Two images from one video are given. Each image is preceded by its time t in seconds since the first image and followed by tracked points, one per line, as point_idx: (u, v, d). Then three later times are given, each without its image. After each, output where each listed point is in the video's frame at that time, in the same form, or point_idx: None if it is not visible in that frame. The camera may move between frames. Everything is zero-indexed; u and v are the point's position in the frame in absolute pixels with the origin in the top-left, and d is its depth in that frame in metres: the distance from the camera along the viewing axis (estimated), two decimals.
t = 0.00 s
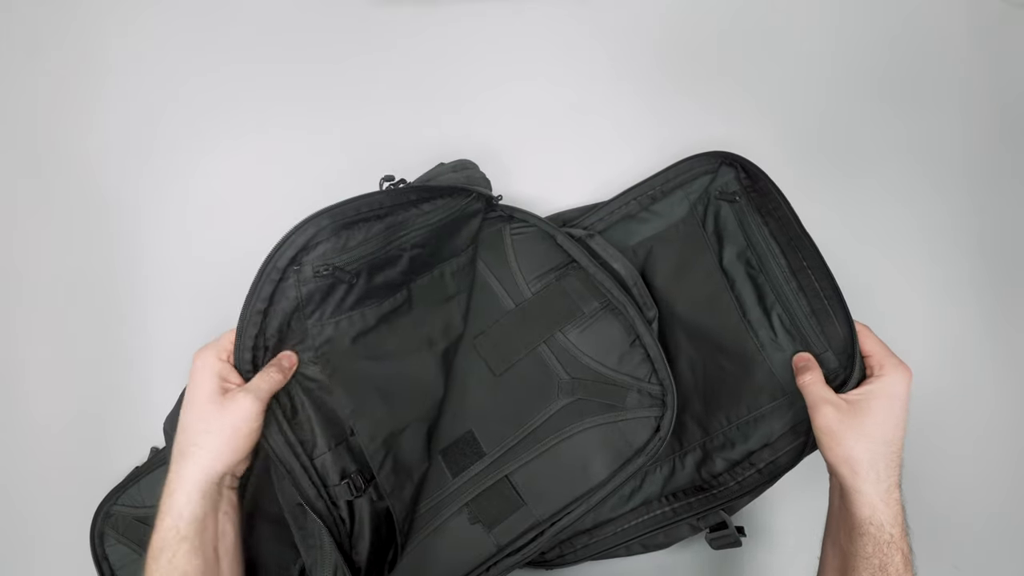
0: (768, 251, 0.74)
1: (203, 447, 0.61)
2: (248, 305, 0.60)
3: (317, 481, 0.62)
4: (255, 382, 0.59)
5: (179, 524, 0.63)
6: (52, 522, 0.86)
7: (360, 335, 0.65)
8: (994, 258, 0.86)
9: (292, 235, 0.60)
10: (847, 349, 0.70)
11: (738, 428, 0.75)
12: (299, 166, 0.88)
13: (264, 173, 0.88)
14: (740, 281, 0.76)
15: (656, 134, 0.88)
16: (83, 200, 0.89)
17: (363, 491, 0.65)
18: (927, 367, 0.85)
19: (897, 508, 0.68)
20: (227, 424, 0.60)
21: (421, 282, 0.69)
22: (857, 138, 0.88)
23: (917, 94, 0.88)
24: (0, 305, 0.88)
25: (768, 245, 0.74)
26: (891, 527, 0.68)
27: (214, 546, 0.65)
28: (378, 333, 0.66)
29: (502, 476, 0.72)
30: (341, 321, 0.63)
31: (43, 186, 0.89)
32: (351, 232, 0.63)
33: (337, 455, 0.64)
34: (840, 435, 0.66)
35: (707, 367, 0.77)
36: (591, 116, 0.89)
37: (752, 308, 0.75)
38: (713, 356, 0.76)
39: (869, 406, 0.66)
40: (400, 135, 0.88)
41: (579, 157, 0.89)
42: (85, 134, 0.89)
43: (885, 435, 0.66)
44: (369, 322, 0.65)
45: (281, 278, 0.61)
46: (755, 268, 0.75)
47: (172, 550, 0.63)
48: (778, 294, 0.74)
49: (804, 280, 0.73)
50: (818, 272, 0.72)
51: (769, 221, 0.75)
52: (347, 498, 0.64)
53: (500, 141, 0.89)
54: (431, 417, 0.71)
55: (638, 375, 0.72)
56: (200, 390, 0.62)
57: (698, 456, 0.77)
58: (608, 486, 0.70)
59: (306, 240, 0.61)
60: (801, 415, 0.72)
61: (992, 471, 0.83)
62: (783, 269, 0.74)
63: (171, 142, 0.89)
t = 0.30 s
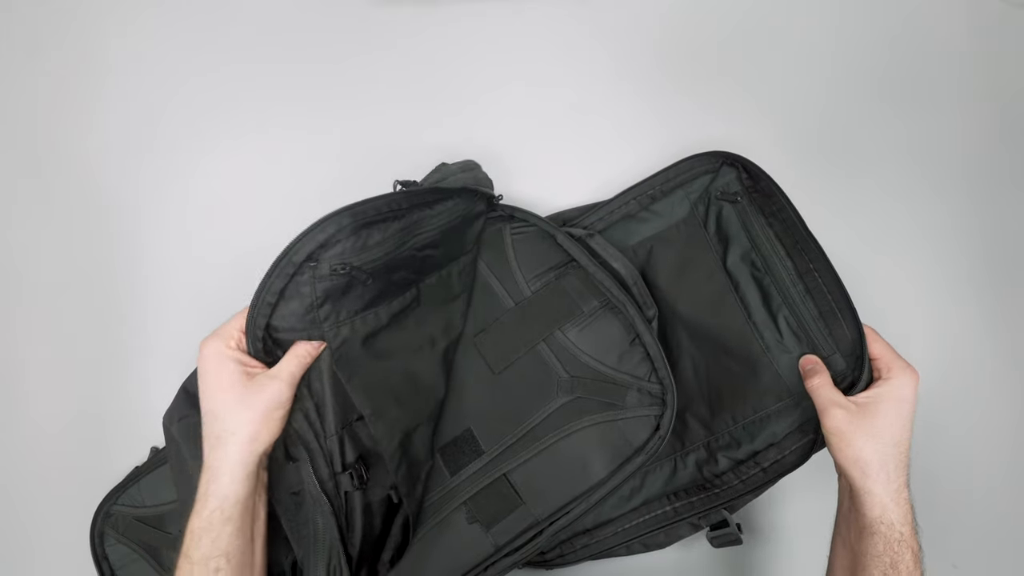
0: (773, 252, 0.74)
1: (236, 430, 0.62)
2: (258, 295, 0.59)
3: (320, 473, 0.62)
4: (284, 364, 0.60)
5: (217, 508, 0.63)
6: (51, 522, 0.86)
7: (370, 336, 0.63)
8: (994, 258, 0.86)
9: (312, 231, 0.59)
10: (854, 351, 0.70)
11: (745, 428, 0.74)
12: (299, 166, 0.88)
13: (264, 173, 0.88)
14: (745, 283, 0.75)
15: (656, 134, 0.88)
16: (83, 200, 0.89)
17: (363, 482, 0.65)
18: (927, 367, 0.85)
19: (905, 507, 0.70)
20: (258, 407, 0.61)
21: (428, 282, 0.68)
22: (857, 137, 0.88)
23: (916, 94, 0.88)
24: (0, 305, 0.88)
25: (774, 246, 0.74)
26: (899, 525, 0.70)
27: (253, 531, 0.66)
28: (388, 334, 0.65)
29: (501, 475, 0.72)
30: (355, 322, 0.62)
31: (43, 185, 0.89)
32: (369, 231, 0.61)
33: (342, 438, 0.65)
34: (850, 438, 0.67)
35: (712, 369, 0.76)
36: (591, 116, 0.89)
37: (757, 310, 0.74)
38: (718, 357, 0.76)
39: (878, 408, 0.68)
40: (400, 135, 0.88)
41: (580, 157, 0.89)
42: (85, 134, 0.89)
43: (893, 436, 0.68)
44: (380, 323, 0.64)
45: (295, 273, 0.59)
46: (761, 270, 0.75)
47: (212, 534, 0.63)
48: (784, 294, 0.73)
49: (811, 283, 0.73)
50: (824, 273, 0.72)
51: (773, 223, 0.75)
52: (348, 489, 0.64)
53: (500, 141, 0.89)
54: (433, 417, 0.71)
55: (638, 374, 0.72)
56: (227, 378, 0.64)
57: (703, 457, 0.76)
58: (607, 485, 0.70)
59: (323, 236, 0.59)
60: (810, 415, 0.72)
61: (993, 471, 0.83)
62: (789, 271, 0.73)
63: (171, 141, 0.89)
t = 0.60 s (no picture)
0: (779, 256, 0.75)
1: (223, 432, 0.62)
2: (246, 287, 0.60)
3: (318, 478, 0.62)
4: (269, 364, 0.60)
5: (202, 511, 0.63)
6: (51, 522, 0.86)
7: (354, 326, 0.64)
8: (994, 257, 0.86)
9: (296, 220, 0.60)
10: (862, 354, 0.71)
11: (751, 428, 0.74)
12: (300, 166, 0.88)
13: (264, 173, 0.88)
14: (749, 283, 0.76)
15: (657, 134, 0.88)
16: (83, 200, 0.89)
17: (363, 484, 0.65)
18: (928, 367, 0.85)
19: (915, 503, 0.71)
20: (246, 409, 0.61)
21: (418, 274, 0.69)
22: (857, 137, 0.88)
23: (917, 94, 0.88)
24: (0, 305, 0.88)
25: (780, 250, 0.75)
26: (909, 521, 0.70)
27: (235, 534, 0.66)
28: (372, 325, 0.66)
29: (501, 475, 0.72)
30: (338, 310, 0.63)
31: (43, 186, 0.89)
32: (352, 221, 0.63)
33: (342, 446, 0.64)
34: (860, 437, 0.68)
35: (718, 369, 0.76)
36: (591, 116, 0.89)
37: (765, 313, 0.75)
38: (722, 357, 0.76)
39: (886, 409, 0.69)
40: (400, 135, 0.88)
41: (580, 157, 0.89)
42: (85, 134, 0.89)
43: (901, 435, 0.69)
44: (363, 312, 0.65)
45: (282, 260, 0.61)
46: (767, 274, 0.75)
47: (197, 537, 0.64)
48: (790, 297, 0.74)
49: (820, 288, 0.73)
50: (834, 281, 0.73)
51: (779, 228, 0.75)
52: (349, 492, 0.64)
53: (500, 141, 0.89)
54: (426, 413, 0.70)
55: (637, 374, 0.72)
56: (225, 376, 0.64)
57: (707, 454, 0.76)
58: (607, 485, 0.70)
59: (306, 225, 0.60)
60: (813, 411, 0.73)
61: (993, 470, 0.83)
62: (796, 277, 0.74)
63: (171, 142, 0.89)
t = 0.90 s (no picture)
0: (781, 260, 0.75)
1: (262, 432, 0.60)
2: (274, 296, 0.59)
3: (325, 480, 0.63)
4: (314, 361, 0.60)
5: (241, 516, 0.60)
6: (51, 522, 0.86)
7: (383, 335, 0.62)
8: (994, 258, 0.86)
9: (323, 229, 0.58)
10: (861, 357, 0.72)
11: (751, 426, 0.75)
12: (299, 166, 0.88)
13: (264, 173, 0.88)
14: (750, 284, 0.76)
15: (657, 134, 0.88)
16: (83, 200, 0.89)
17: (370, 486, 0.66)
18: (928, 367, 0.85)
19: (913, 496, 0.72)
20: (289, 408, 0.60)
21: (433, 279, 0.68)
22: (857, 138, 0.88)
23: (917, 94, 0.88)
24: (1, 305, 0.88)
25: (783, 255, 0.76)
26: (909, 514, 0.72)
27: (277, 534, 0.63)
28: (400, 332, 0.64)
29: (502, 476, 0.71)
30: (371, 321, 0.61)
31: (43, 186, 0.89)
32: (379, 228, 0.61)
33: (350, 449, 0.64)
34: (861, 433, 0.69)
35: (720, 368, 0.76)
36: (591, 116, 0.89)
37: (769, 317, 0.75)
38: (724, 357, 0.76)
39: (884, 407, 0.70)
40: (400, 135, 0.88)
41: (580, 157, 0.89)
42: (85, 135, 0.89)
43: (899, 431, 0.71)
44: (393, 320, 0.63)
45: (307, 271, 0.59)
46: (771, 279, 0.76)
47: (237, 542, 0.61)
48: (792, 301, 0.75)
49: (825, 295, 0.74)
50: (836, 287, 0.73)
51: (781, 235, 0.76)
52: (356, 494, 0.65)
53: (500, 141, 0.89)
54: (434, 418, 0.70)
55: (638, 374, 0.72)
56: (245, 375, 0.60)
57: (711, 453, 0.76)
58: (607, 486, 0.70)
59: (333, 233, 0.59)
60: (818, 411, 0.73)
61: (993, 470, 0.83)
62: (797, 280, 0.75)
63: (171, 142, 0.89)
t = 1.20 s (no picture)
0: (779, 263, 0.77)
1: (269, 435, 0.59)
2: (281, 288, 0.58)
3: (323, 483, 0.62)
4: (318, 360, 0.59)
5: (250, 519, 0.59)
6: (51, 522, 0.85)
7: (383, 325, 0.63)
8: (994, 258, 0.86)
9: (329, 219, 0.58)
10: (854, 360, 0.74)
11: (749, 425, 0.75)
12: (299, 166, 0.88)
13: (264, 173, 0.88)
14: (748, 285, 0.77)
15: (656, 134, 0.88)
16: (83, 200, 0.89)
17: (375, 484, 0.64)
18: (928, 366, 0.85)
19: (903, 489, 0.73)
20: (295, 411, 0.58)
21: (434, 275, 0.68)
22: (857, 137, 0.88)
23: (917, 94, 0.88)
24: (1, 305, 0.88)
25: (780, 259, 0.77)
26: (900, 506, 0.72)
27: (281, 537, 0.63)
28: (401, 324, 0.65)
29: (502, 475, 0.71)
30: (372, 311, 0.62)
31: (43, 186, 0.89)
32: (383, 218, 0.61)
33: (355, 448, 0.62)
34: (852, 429, 0.70)
35: (720, 365, 0.76)
36: (591, 116, 0.89)
37: (769, 320, 0.76)
38: (723, 356, 0.76)
39: (874, 404, 0.72)
40: (400, 135, 0.88)
41: (580, 157, 0.88)
42: (85, 135, 0.89)
43: (889, 428, 0.72)
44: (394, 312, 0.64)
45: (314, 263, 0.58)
46: (769, 282, 0.77)
47: (242, 547, 0.60)
48: (790, 303, 0.76)
49: (822, 301, 0.75)
50: (832, 293, 0.75)
51: (781, 243, 0.77)
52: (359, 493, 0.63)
53: (500, 141, 0.89)
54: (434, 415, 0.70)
55: (638, 373, 0.72)
56: (255, 376, 0.59)
57: (711, 450, 0.76)
58: (607, 485, 0.70)
59: (340, 224, 0.58)
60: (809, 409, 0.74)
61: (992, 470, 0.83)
62: (795, 283, 0.76)
63: (171, 142, 0.89)
